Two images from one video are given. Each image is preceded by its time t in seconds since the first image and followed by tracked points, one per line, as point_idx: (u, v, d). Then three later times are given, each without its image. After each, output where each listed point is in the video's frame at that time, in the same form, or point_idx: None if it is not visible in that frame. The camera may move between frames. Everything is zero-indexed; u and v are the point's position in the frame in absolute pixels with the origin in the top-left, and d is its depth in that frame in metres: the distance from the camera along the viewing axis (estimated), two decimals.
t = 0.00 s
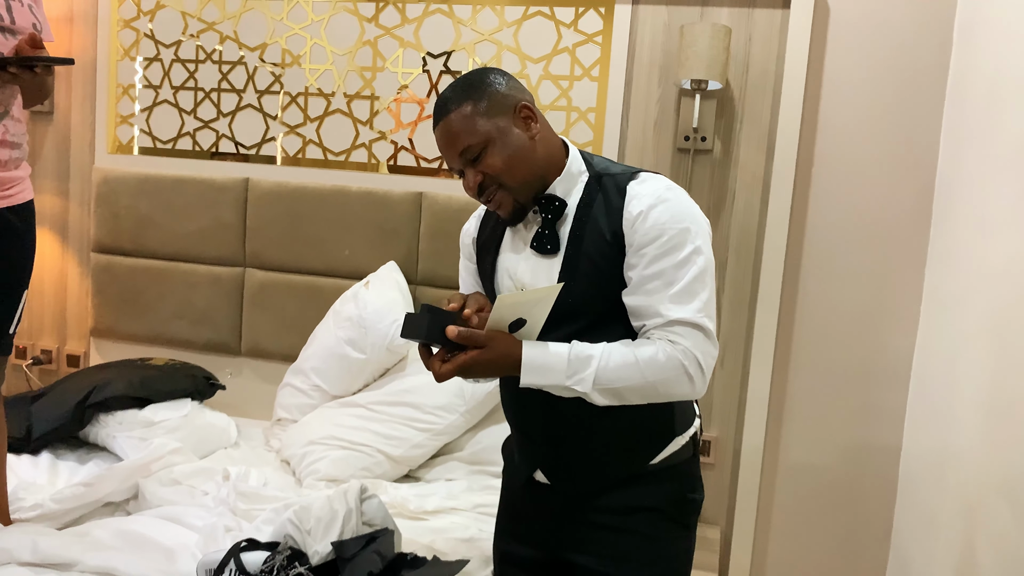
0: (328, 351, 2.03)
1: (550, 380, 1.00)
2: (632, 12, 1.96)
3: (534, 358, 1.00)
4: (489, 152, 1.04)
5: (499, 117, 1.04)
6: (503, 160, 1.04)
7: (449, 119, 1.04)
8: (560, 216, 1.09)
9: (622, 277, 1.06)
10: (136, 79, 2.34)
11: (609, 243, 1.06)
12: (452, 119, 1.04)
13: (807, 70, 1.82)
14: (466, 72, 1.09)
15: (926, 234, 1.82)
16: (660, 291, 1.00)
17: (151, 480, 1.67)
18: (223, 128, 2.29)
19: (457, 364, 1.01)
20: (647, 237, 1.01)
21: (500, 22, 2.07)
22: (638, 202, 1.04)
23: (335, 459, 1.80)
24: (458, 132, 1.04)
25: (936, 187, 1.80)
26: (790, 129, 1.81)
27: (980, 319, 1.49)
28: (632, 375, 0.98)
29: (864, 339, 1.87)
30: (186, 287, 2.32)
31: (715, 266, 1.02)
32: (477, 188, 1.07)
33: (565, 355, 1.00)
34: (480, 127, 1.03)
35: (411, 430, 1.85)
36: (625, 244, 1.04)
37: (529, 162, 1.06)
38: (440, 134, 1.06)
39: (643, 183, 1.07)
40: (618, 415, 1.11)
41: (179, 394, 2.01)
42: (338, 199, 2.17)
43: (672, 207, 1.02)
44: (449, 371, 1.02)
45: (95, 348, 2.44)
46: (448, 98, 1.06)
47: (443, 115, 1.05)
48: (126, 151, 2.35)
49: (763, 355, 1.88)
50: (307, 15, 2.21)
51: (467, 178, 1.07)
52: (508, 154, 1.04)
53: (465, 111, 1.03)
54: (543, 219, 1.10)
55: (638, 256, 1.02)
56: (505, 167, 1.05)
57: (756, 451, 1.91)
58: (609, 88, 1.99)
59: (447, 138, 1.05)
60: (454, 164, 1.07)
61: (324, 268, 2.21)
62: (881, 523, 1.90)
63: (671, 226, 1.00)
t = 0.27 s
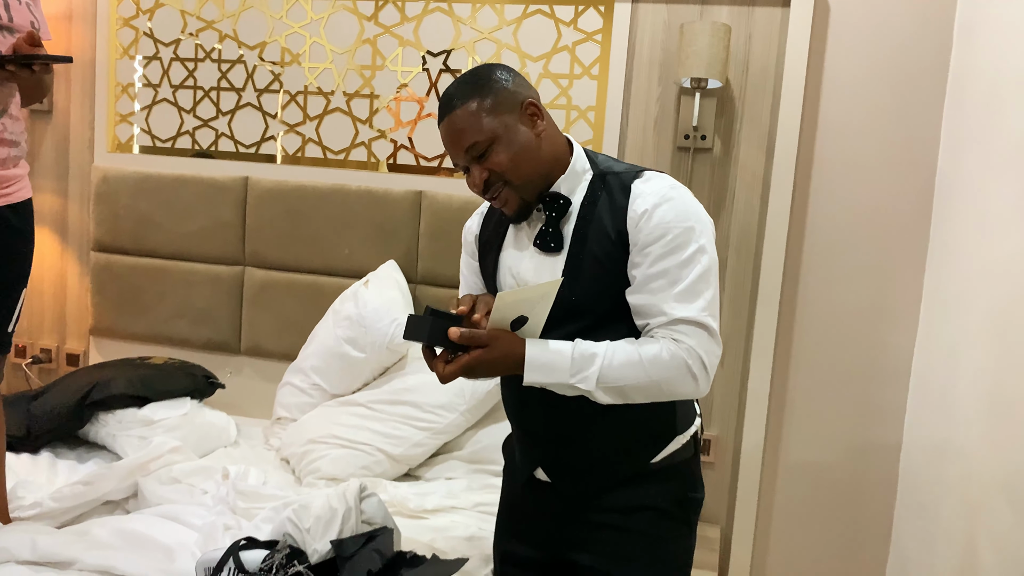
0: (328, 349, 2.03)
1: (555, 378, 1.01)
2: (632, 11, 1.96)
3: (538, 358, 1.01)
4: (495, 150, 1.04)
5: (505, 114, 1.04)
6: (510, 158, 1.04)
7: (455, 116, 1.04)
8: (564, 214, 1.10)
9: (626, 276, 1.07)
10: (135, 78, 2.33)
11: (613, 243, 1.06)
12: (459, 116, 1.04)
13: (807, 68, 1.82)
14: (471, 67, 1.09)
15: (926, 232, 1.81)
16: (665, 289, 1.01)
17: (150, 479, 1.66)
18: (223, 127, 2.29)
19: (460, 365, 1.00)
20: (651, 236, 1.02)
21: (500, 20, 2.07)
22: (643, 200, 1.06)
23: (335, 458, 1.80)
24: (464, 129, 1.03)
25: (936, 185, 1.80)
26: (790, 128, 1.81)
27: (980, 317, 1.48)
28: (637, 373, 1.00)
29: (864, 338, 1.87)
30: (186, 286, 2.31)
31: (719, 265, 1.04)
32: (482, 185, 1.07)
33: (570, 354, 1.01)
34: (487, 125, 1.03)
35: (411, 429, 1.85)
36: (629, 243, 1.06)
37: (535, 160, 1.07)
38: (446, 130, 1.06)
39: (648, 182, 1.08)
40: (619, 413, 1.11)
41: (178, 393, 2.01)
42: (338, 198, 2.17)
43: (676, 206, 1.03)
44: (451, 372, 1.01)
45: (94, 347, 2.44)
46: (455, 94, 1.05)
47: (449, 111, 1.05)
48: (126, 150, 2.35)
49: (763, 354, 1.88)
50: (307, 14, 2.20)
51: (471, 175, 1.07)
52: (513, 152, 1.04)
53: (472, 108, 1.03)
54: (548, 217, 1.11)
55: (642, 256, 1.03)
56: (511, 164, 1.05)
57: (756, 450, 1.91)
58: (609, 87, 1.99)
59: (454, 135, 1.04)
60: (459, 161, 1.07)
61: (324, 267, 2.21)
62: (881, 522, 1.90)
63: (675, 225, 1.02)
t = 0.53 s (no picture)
0: (323, 345, 2.02)
1: (546, 371, 1.01)
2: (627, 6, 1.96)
3: (530, 349, 1.00)
4: (519, 139, 1.04)
5: (534, 105, 1.04)
6: (532, 149, 1.05)
7: (485, 97, 1.02)
8: (570, 210, 1.11)
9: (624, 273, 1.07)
10: (129, 74, 2.32)
11: (614, 240, 1.07)
12: (487, 99, 1.02)
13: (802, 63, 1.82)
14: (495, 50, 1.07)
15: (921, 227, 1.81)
16: (661, 289, 1.01)
17: (144, 476, 1.66)
18: (217, 123, 2.29)
19: (455, 360, 1.00)
20: (652, 235, 1.02)
21: (494, 16, 2.06)
22: (645, 199, 1.05)
23: (330, 454, 1.80)
24: (494, 112, 1.02)
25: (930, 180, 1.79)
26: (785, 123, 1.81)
27: (975, 312, 1.48)
28: (629, 370, 1.00)
29: (859, 333, 1.87)
30: (180, 283, 2.31)
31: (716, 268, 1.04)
32: (499, 174, 1.06)
33: (563, 347, 1.01)
34: (516, 112, 1.02)
35: (406, 425, 1.85)
36: (629, 241, 1.06)
37: (551, 155, 1.08)
38: (470, 111, 1.03)
39: (652, 180, 1.08)
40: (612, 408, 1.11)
41: (172, 390, 2.00)
42: (333, 194, 2.16)
43: (678, 206, 1.03)
44: (448, 369, 1.01)
45: (89, 344, 2.43)
46: (483, 74, 1.03)
47: (476, 92, 1.03)
48: (120, 146, 2.34)
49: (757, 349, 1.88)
50: (300, 9, 2.19)
51: (488, 161, 1.05)
52: (535, 144, 1.05)
53: (503, 93, 1.02)
54: (553, 210, 1.11)
55: (641, 254, 1.03)
56: (532, 156, 1.05)
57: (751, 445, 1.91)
58: (604, 82, 1.98)
59: (481, 117, 1.02)
60: (478, 145, 1.05)
61: (319, 264, 2.20)
62: (876, 516, 1.90)
63: (676, 226, 1.02)
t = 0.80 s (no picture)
0: (318, 342, 2.02)
1: (541, 368, 1.01)
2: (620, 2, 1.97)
3: (527, 345, 1.00)
4: (535, 130, 1.03)
5: (556, 97, 1.03)
6: (546, 142, 1.04)
7: (509, 82, 1.01)
8: (576, 206, 1.11)
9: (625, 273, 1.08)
10: (121, 71, 2.31)
11: (618, 240, 1.06)
12: (510, 84, 1.01)
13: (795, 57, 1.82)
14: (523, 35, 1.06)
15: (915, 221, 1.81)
16: (662, 294, 1.02)
17: (138, 475, 1.65)
18: (210, 121, 2.28)
19: (452, 352, 1.00)
20: (657, 239, 1.02)
21: (488, 12, 2.06)
22: (653, 203, 1.05)
23: (324, 452, 1.79)
24: (515, 98, 1.01)
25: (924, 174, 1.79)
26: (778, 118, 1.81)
27: (969, 305, 1.48)
28: (624, 373, 1.00)
29: (854, 327, 1.86)
30: (174, 281, 2.30)
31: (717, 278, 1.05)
32: (511, 163, 1.05)
33: (560, 346, 1.01)
34: (537, 103, 1.02)
35: (400, 422, 1.85)
36: (634, 243, 1.05)
37: (565, 151, 1.07)
38: (490, 92, 1.02)
39: (662, 184, 1.07)
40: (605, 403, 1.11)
41: (166, 389, 2.00)
42: (326, 191, 2.16)
43: (685, 213, 1.03)
44: (444, 360, 1.00)
45: (83, 343, 2.43)
46: (510, 57, 1.02)
47: (499, 75, 1.01)
48: (113, 145, 2.33)
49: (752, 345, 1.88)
50: (293, 6, 2.19)
51: (500, 147, 1.04)
52: (551, 137, 1.04)
53: (526, 80, 1.01)
54: (558, 205, 1.10)
55: (644, 257, 1.03)
56: (547, 149, 1.04)
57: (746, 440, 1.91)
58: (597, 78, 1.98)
59: (501, 101, 1.01)
60: (493, 129, 1.04)
61: (313, 261, 2.20)
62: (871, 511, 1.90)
63: (683, 231, 1.02)
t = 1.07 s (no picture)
0: (314, 339, 2.01)
1: (558, 372, 1.01)
2: None
3: (543, 349, 1.00)
4: (585, 79, 1.06)
5: (604, 63, 1.09)
6: (591, 96, 1.07)
7: (574, 29, 1.06)
8: (582, 188, 1.13)
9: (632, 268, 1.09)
10: (117, 68, 2.31)
11: (623, 232, 1.08)
12: (575, 31, 1.06)
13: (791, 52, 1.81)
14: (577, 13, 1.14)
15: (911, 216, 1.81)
16: (673, 289, 1.03)
17: (134, 472, 1.66)
18: (206, 117, 2.27)
19: (460, 359, 0.98)
20: (665, 234, 1.04)
21: (483, 7, 2.05)
22: (658, 196, 1.07)
23: (320, 448, 1.79)
24: (578, 43, 1.05)
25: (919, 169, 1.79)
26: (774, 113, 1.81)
27: (965, 300, 1.49)
28: (640, 371, 1.01)
29: (850, 323, 1.86)
30: (170, 278, 2.30)
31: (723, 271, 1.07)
32: (552, 104, 1.06)
33: (575, 348, 1.01)
34: (593, 58, 1.07)
35: (396, 419, 1.85)
36: (642, 238, 1.07)
37: (598, 115, 1.10)
38: (552, 33, 1.05)
39: (665, 178, 1.09)
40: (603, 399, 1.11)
41: (162, 385, 2.00)
42: (322, 187, 2.15)
43: (690, 206, 1.05)
44: (451, 367, 0.99)
45: (79, 340, 2.42)
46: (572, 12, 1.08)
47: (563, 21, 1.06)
48: (109, 141, 2.33)
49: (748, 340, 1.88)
50: (288, 2, 2.18)
51: (547, 86, 1.05)
52: (594, 94, 1.08)
53: (588, 33, 1.07)
54: (565, 186, 1.12)
55: (653, 252, 1.05)
56: (589, 104, 1.07)
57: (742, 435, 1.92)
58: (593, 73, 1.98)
59: (564, 41, 1.05)
60: (546, 65, 1.05)
61: (309, 258, 2.19)
62: (867, 506, 1.90)
63: (690, 225, 1.04)
